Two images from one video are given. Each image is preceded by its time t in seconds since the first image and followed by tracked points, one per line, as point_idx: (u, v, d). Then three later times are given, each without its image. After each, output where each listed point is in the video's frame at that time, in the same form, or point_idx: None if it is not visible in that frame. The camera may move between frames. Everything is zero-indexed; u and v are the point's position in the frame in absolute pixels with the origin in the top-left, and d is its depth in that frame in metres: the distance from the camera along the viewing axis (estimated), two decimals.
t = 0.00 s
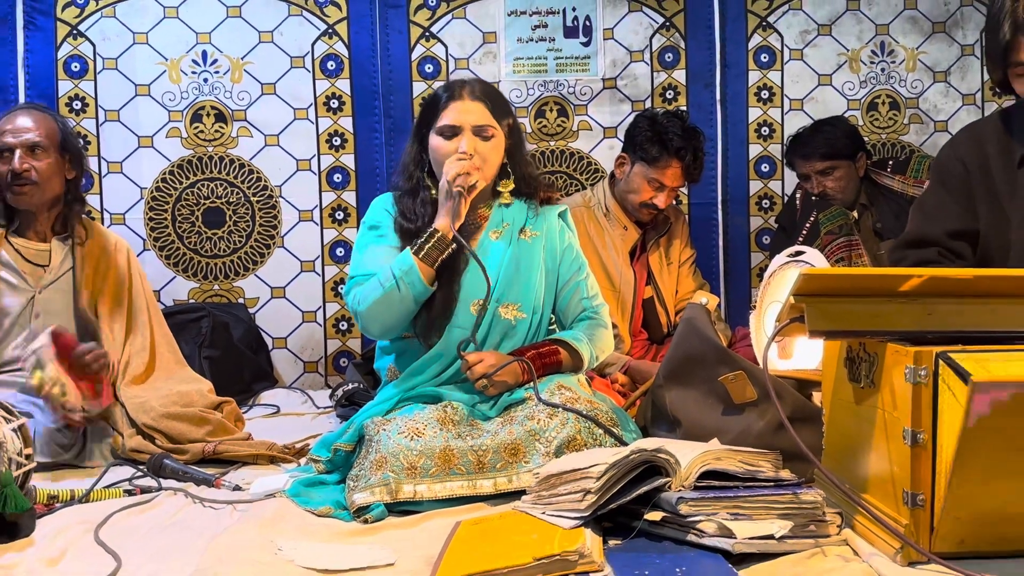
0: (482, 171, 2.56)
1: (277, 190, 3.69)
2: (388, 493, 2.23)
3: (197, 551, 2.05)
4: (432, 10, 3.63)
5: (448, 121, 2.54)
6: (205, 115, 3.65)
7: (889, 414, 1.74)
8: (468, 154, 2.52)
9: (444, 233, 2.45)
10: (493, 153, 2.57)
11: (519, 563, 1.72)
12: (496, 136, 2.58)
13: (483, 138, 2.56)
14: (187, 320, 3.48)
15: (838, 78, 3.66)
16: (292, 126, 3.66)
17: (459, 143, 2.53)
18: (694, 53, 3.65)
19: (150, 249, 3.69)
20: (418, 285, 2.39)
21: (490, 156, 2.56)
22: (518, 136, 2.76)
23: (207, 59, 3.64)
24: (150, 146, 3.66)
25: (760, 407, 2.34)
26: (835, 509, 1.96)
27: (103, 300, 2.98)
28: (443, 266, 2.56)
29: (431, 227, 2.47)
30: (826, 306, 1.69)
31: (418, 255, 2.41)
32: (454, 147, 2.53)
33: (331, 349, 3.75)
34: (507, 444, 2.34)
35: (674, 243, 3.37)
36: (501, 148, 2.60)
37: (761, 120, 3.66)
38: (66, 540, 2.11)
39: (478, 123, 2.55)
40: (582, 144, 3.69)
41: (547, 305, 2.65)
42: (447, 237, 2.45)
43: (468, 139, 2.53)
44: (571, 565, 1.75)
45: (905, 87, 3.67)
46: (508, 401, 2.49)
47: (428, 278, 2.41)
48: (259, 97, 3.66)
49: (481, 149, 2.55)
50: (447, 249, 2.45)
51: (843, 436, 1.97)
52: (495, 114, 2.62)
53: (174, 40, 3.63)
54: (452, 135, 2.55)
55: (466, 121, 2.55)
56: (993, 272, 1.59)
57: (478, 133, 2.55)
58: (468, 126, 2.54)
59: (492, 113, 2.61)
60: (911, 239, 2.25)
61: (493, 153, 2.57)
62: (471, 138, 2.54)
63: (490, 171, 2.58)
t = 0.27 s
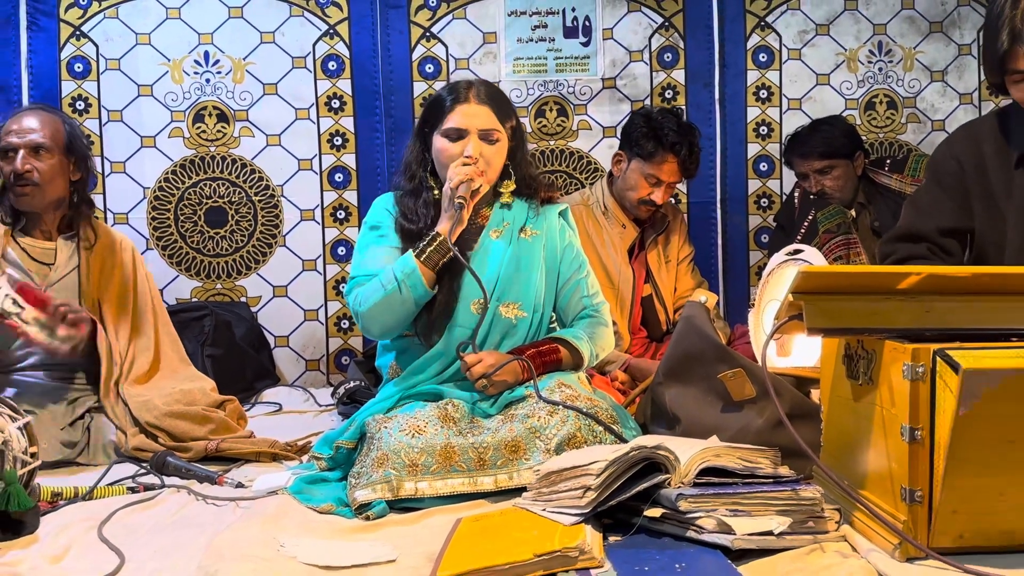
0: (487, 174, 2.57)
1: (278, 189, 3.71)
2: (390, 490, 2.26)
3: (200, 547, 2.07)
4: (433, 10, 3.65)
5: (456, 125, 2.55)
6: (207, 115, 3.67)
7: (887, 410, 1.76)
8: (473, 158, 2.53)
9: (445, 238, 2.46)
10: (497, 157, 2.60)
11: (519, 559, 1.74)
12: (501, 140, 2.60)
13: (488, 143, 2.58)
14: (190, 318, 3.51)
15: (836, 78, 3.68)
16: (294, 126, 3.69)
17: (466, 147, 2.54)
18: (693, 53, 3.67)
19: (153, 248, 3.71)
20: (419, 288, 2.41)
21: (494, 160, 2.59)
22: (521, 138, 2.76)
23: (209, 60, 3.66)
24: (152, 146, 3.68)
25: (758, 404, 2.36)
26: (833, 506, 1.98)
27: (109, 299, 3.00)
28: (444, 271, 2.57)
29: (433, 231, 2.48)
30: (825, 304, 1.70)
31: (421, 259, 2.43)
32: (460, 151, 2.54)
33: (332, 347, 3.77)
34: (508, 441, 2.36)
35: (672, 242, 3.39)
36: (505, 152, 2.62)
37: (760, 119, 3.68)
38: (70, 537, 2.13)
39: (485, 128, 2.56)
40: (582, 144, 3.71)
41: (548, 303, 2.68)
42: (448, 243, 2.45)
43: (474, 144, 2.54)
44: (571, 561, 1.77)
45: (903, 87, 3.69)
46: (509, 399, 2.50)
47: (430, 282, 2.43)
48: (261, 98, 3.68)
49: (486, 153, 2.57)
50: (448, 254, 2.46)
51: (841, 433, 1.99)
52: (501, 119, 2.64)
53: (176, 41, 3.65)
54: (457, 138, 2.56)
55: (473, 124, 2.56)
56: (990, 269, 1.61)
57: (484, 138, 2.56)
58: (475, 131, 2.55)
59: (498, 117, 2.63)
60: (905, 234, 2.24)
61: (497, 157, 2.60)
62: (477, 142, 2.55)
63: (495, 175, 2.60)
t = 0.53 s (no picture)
0: (480, 160, 2.57)
1: (279, 188, 3.71)
2: (391, 488, 2.26)
3: (202, 546, 2.07)
4: (433, 8, 3.65)
5: (446, 110, 2.57)
6: (208, 114, 3.68)
7: (889, 408, 1.76)
8: (465, 143, 2.55)
9: (441, 231, 2.46)
10: (491, 142, 2.60)
11: (520, 557, 1.74)
12: (493, 124, 2.61)
13: (479, 127, 2.58)
14: (191, 317, 3.51)
15: (837, 75, 3.68)
16: (294, 124, 3.69)
17: (457, 133, 2.56)
18: (694, 51, 3.67)
19: (154, 248, 3.72)
20: (418, 278, 2.40)
21: (488, 145, 2.59)
22: (515, 130, 2.78)
23: (210, 59, 3.66)
24: (153, 145, 3.68)
25: (760, 402, 2.34)
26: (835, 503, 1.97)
27: (110, 298, 3.00)
28: (441, 269, 2.58)
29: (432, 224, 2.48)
30: (827, 301, 1.69)
31: (418, 250, 2.42)
32: (451, 138, 2.56)
33: (333, 346, 3.77)
34: (510, 439, 2.36)
35: (673, 239, 3.40)
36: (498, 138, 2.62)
37: (760, 117, 3.68)
38: (71, 536, 2.13)
39: (475, 111, 2.58)
40: (582, 142, 3.71)
41: (551, 301, 2.67)
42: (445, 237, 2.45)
43: (466, 130, 2.56)
44: (572, 559, 1.77)
45: (904, 84, 3.69)
46: (510, 397, 2.50)
47: (429, 273, 2.43)
48: (261, 96, 3.68)
49: (478, 138, 2.58)
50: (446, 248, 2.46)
51: (843, 431, 1.99)
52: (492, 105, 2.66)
53: (177, 39, 3.65)
54: (449, 125, 2.58)
55: (463, 110, 2.58)
56: (991, 266, 1.61)
57: (474, 122, 2.58)
58: (465, 114, 2.58)
59: (489, 104, 2.65)
60: (903, 227, 2.25)
61: (491, 144, 2.60)
62: (468, 127, 2.57)
63: (488, 158, 2.59)
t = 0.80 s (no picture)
0: (467, 148, 2.60)
1: (280, 187, 3.71)
2: (392, 487, 2.26)
3: (203, 545, 2.07)
4: (433, 7, 3.64)
5: (431, 103, 2.62)
6: (208, 113, 3.68)
7: (891, 405, 1.76)
8: (450, 128, 2.58)
9: (433, 208, 2.42)
10: (478, 127, 2.62)
11: (521, 555, 1.74)
12: (478, 111, 2.64)
13: (465, 114, 2.62)
14: (192, 316, 3.52)
15: (837, 73, 3.68)
16: (295, 123, 3.69)
17: (442, 120, 2.60)
18: (693, 48, 3.67)
19: (154, 247, 3.72)
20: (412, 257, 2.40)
21: (474, 132, 2.61)
22: (508, 123, 2.80)
23: (210, 58, 3.66)
24: (153, 144, 3.68)
25: (760, 399, 2.35)
26: (837, 501, 1.97)
27: (109, 296, 3.00)
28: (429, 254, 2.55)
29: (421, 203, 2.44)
30: (828, 298, 1.70)
31: (411, 232, 2.40)
32: (438, 127, 2.59)
33: (334, 345, 3.78)
34: (511, 437, 2.35)
35: (674, 236, 3.40)
36: (485, 124, 2.64)
37: (761, 115, 3.67)
38: (72, 535, 2.13)
39: (458, 99, 2.62)
40: (582, 140, 3.71)
41: (552, 299, 2.67)
42: (437, 214, 2.42)
43: (451, 116, 2.60)
44: (573, 557, 1.76)
45: (904, 82, 3.68)
46: (511, 395, 2.52)
47: (422, 250, 2.41)
48: (262, 95, 3.68)
49: (463, 125, 2.60)
50: (438, 224, 2.42)
51: (845, 429, 1.98)
52: (479, 96, 2.69)
53: (177, 39, 3.65)
54: (436, 117, 2.62)
55: (447, 100, 2.62)
56: (992, 263, 1.61)
57: (459, 109, 2.61)
58: (449, 104, 2.62)
59: (476, 94, 2.69)
60: (903, 229, 2.28)
61: (478, 130, 2.62)
62: (452, 114, 2.61)
63: (477, 145, 2.62)
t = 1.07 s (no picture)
0: (470, 149, 2.59)
1: (281, 186, 3.71)
2: (394, 485, 2.26)
3: (205, 544, 2.07)
4: (433, 6, 3.64)
5: (431, 104, 2.62)
6: (209, 112, 3.68)
7: (893, 402, 1.76)
8: (451, 128, 2.56)
9: (435, 206, 2.42)
10: (480, 129, 2.61)
11: (524, 553, 1.74)
12: (478, 111, 2.63)
13: (465, 115, 2.61)
14: (194, 316, 3.53)
15: (838, 71, 3.68)
16: (295, 123, 3.69)
17: (443, 121, 2.59)
18: (694, 47, 3.66)
19: (155, 247, 3.72)
20: (413, 254, 2.39)
21: (477, 133, 2.60)
22: (509, 122, 2.81)
23: (210, 58, 3.66)
24: (154, 144, 3.68)
25: (763, 397, 2.35)
26: (839, 498, 1.97)
27: (109, 297, 3.01)
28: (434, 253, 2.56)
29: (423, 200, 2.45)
30: (829, 295, 1.70)
31: (412, 229, 2.39)
32: (438, 127, 2.58)
33: (336, 344, 3.78)
34: (512, 435, 2.36)
35: (675, 234, 3.40)
36: (485, 125, 2.63)
37: (761, 113, 3.68)
38: (75, 534, 2.14)
39: (459, 100, 2.62)
40: (582, 139, 3.71)
41: (552, 296, 2.67)
42: (438, 211, 2.41)
43: (451, 116, 2.60)
44: (576, 555, 1.76)
45: (904, 79, 3.68)
46: (512, 394, 2.50)
47: (424, 247, 2.40)
48: (262, 94, 3.68)
49: (464, 126, 2.59)
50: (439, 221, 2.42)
51: (847, 426, 1.98)
52: (480, 96, 2.69)
53: (177, 38, 3.65)
54: (436, 117, 2.62)
55: (448, 101, 2.62)
56: (994, 259, 1.61)
57: (460, 109, 2.61)
58: (450, 105, 2.61)
59: (477, 94, 2.68)
60: (913, 219, 2.25)
61: (479, 132, 2.61)
62: (453, 115, 2.60)
63: (478, 149, 2.61)
